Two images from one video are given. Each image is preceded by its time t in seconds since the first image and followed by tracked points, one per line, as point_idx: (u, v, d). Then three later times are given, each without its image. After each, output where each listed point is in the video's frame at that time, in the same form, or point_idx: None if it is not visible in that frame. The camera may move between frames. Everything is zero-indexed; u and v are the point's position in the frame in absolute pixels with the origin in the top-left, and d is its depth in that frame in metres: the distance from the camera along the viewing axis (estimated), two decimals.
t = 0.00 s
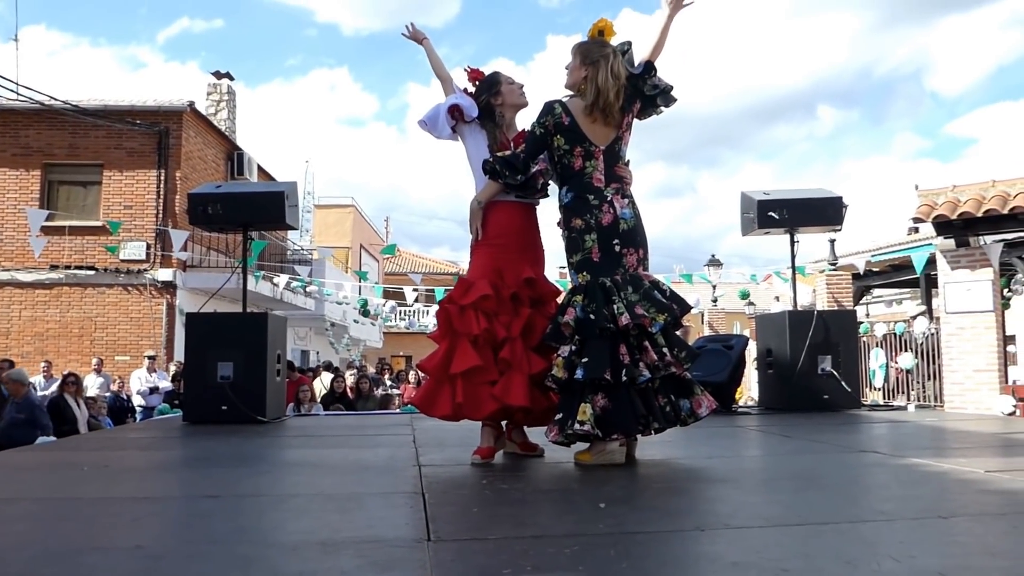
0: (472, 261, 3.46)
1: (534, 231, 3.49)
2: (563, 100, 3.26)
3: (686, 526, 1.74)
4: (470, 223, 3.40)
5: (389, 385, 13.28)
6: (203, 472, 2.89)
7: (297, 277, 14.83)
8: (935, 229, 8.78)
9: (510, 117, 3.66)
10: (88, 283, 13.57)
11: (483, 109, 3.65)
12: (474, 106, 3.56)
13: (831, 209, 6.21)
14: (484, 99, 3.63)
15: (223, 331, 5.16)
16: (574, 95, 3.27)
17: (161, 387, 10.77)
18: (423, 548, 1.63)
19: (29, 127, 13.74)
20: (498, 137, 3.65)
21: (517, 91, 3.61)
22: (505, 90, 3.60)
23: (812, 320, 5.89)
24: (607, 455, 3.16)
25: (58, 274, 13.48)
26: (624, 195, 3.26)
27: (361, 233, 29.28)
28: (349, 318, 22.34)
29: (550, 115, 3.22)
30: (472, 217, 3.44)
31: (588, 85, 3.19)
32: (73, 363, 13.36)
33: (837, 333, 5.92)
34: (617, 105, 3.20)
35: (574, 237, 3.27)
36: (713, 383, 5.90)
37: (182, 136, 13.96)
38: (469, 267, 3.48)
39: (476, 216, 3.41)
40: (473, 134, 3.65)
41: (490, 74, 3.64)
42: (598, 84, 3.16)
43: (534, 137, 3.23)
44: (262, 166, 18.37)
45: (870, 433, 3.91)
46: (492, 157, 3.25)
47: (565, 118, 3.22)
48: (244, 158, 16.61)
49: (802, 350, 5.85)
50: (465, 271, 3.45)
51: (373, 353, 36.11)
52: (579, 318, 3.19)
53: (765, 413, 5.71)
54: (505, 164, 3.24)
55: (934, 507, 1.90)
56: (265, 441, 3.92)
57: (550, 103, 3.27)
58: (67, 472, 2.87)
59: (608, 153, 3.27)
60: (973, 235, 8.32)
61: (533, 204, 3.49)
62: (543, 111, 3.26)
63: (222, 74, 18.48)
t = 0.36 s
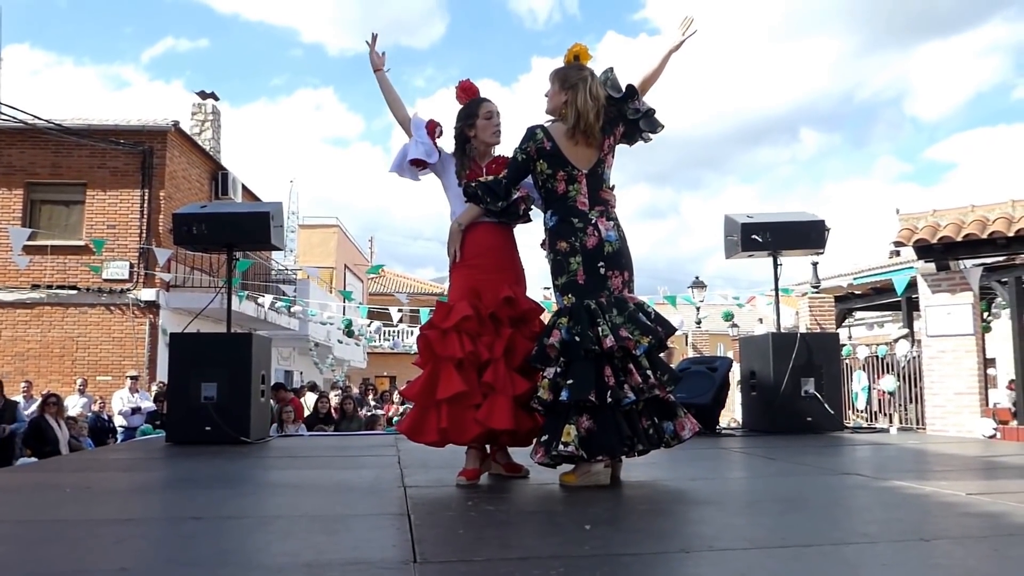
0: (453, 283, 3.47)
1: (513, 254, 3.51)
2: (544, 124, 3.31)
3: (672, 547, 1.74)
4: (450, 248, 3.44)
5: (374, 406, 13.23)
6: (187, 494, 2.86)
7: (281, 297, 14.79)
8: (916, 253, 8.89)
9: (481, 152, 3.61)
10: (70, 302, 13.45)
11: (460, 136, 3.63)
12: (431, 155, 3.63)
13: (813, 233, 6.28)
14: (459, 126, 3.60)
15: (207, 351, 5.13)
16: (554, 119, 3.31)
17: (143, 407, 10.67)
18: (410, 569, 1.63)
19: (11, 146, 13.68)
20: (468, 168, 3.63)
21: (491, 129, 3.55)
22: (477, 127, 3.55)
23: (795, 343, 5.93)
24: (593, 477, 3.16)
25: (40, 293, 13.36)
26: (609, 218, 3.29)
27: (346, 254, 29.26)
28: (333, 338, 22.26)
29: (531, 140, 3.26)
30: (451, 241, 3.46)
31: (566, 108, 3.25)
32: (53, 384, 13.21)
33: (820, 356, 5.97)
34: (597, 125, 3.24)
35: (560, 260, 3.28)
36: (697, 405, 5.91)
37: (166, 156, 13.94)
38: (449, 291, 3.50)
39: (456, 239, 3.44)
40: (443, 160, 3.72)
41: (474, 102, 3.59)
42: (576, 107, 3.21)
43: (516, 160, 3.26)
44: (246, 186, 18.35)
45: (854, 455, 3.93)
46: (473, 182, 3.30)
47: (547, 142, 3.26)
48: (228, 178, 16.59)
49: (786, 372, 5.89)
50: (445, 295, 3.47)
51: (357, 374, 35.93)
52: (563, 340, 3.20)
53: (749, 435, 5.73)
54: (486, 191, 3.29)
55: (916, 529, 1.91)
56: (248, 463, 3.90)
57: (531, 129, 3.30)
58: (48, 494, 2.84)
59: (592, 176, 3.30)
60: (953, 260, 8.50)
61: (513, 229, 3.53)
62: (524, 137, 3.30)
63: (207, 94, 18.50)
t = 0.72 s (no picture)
0: (461, 302, 3.43)
1: (513, 266, 3.52)
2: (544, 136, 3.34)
3: (677, 559, 1.75)
4: (456, 263, 3.39)
5: (380, 416, 13.25)
6: (194, 504, 2.88)
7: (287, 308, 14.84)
8: (921, 264, 8.88)
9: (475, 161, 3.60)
10: (77, 313, 13.50)
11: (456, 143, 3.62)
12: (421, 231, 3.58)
13: (819, 244, 6.29)
14: (457, 133, 3.60)
15: (214, 362, 5.15)
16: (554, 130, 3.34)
17: (149, 417, 10.68)
18: None
19: (20, 157, 13.76)
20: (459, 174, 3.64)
21: (487, 141, 3.54)
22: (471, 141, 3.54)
23: (801, 354, 5.93)
24: (598, 487, 3.16)
25: (47, 304, 13.41)
26: (615, 229, 3.30)
27: (351, 265, 29.32)
28: (339, 348, 22.28)
29: (534, 153, 3.28)
30: (457, 257, 3.42)
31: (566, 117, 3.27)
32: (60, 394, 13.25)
33: (826, 368, 5.96)
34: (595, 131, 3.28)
35: (565, 270, 3.29)
36: (702, 416, 5.90)
37: (173, 166, 14.02)
38: (456, 309, 3.45)
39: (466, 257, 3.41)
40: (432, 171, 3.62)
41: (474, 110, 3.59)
42: (576, 116, 3.25)
43: (522, 174, 3.28)
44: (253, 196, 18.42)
45: (860, 468, 3.92)
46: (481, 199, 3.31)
47: (551, 153, 3.28)
48: (235, 189, 16.66)
49: (791, 384, 5.88)
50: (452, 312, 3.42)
51: (362, 384, 35.93)
52: (567, 350, 3.21)
53: (755, 448, 5.72)
54: (498, 206, 3.31)
55: (922, 541, 1.91)
56: (254, 473, 3.91)
57: (534, 141, 3.33)
58: (56, 503, 2.86)
59: (595, 188, 3.32)
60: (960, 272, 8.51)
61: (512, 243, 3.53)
62: (527, 149, 3.32)
63: (214, 105, 18.60)
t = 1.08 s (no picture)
0: (453, 303, 3.26)
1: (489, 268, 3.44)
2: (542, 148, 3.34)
3: (672, 563, 1.75)
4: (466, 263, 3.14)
5: (374, 419, 13.24)
6: (188, 506, 2.87)
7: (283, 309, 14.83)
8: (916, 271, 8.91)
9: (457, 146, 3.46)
10: (71, 313, 13.46)
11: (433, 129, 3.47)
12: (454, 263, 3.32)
13: (814, 250, 6.30)
14: (436, 119, 3.45)
15: (208, 363, 5.14)
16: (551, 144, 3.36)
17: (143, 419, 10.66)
18: None
19: (16, 156, 13.73)
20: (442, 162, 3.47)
21: (470, 126, 3.45)
22: (456, 126, 3.42)
23: (796, 360, 5.95)
24: (593, 491, 3.16)
25: (41, 304, 13.37)
26: (612, 246, 3.38)
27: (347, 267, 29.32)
28: (334, 351, 22.26)
29: (548, 157, 3.25)
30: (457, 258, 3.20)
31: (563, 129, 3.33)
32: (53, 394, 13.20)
33: (821, 374, 5.97)
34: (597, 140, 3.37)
35: (568, 276, 3.28)
36: (697, 421, 5.90)
37: (170, 167, 14.01)
38: (447, 311, 3.26)
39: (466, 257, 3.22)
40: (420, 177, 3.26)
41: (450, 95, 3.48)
42: (574, 127, 3.31)
43: (537, 175, 3.21)
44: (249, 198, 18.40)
45: (853, 474, 3.93)
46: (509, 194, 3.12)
47: (561, 160, 3.29)
48: (231, 190, 16.65)
49: (786, 390, 5.90)
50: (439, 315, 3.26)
51: (356, 387, 35.92)
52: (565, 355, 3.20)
53: (749, 453, 5.73)
54: (526, 207, 3.13)
55: (915, 548, 1.92)
56: (249, 475, 3.90)
57: (536, 152, 3.31)
58: (49, 505, 2.84)
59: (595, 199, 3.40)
60: (954, 279, 8.53)
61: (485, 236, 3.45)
62: (538, 155, 3.29)
63: (211, 106, 18.59)
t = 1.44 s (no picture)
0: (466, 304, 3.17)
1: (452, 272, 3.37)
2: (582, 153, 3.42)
3: (681, 564, 1.75)
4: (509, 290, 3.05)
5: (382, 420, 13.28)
6: (197, 507, 2.88)
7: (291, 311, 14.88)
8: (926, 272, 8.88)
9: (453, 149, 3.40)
10: (80, 315, 13.53)
11: (426, 128, 3.36)
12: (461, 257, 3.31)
13: (823, 251, 6.29)
14: (434, 120, 3.36)
15: (216, 364, 5.17)
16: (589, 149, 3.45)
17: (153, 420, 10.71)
18: None
19: (26, 160, 13.81)
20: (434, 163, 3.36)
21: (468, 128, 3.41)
22: (454, 125, 3.36)
23: (804, 362, 5.94)
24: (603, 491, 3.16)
25: (51, 306, 13.44)
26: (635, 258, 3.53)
27: (355, 269, 29.37)
28: (341, 352, 22.30)
29: (604, 156, 3.33)
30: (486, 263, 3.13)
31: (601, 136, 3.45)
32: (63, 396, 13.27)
33: (830, 375, 5.96)
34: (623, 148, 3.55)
35: (609, 286, 3.34)
36: (705, 423, 5.89)
37: (178, 170, 14.07)
38: (461, 312, 3.14)
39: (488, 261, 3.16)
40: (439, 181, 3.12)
41: (445, 99, 3.42)
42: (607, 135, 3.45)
43: (593, 176, 3.28)
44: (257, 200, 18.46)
45: (862, 476, 3.92)
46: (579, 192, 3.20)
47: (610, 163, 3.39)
48: (239, 193, 16.70)
49: (794, 392, 5.88)
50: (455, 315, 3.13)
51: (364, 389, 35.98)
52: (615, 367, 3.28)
53: (757, 455, 5.72)
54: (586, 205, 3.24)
55: (925, 550, 1.91)
56: (257, 476, 3.92)
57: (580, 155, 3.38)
58: (61, 505, 2.86)
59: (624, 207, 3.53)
60: (963, 281, 8.51)
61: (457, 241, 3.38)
62: (591, 153, 3.36)
63: (219, 108, 18.66)
